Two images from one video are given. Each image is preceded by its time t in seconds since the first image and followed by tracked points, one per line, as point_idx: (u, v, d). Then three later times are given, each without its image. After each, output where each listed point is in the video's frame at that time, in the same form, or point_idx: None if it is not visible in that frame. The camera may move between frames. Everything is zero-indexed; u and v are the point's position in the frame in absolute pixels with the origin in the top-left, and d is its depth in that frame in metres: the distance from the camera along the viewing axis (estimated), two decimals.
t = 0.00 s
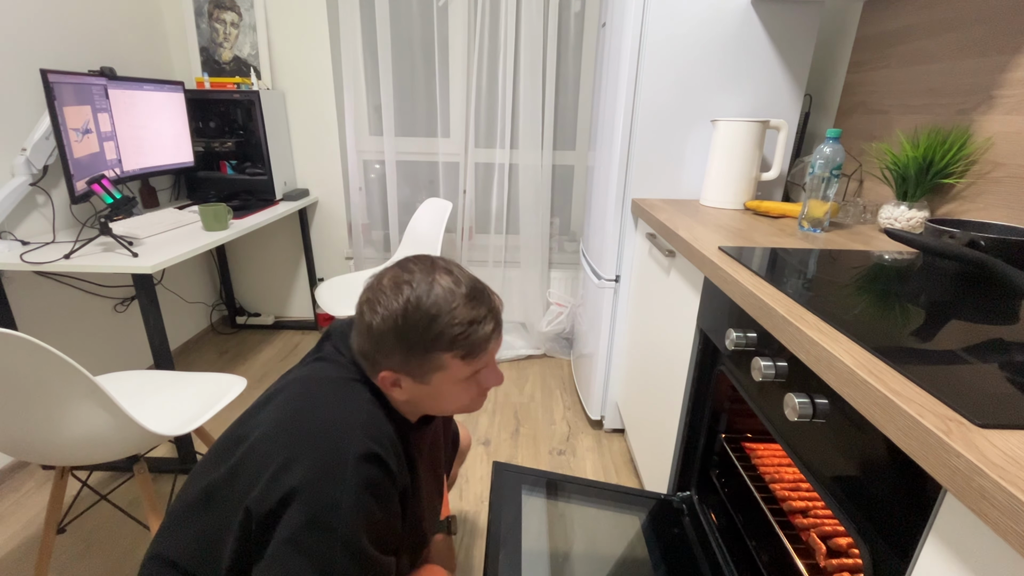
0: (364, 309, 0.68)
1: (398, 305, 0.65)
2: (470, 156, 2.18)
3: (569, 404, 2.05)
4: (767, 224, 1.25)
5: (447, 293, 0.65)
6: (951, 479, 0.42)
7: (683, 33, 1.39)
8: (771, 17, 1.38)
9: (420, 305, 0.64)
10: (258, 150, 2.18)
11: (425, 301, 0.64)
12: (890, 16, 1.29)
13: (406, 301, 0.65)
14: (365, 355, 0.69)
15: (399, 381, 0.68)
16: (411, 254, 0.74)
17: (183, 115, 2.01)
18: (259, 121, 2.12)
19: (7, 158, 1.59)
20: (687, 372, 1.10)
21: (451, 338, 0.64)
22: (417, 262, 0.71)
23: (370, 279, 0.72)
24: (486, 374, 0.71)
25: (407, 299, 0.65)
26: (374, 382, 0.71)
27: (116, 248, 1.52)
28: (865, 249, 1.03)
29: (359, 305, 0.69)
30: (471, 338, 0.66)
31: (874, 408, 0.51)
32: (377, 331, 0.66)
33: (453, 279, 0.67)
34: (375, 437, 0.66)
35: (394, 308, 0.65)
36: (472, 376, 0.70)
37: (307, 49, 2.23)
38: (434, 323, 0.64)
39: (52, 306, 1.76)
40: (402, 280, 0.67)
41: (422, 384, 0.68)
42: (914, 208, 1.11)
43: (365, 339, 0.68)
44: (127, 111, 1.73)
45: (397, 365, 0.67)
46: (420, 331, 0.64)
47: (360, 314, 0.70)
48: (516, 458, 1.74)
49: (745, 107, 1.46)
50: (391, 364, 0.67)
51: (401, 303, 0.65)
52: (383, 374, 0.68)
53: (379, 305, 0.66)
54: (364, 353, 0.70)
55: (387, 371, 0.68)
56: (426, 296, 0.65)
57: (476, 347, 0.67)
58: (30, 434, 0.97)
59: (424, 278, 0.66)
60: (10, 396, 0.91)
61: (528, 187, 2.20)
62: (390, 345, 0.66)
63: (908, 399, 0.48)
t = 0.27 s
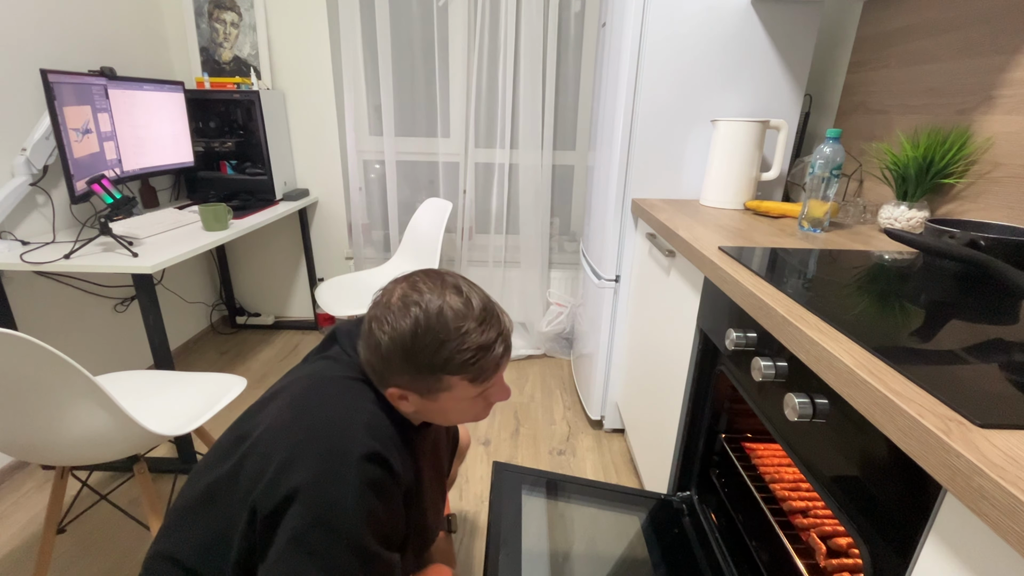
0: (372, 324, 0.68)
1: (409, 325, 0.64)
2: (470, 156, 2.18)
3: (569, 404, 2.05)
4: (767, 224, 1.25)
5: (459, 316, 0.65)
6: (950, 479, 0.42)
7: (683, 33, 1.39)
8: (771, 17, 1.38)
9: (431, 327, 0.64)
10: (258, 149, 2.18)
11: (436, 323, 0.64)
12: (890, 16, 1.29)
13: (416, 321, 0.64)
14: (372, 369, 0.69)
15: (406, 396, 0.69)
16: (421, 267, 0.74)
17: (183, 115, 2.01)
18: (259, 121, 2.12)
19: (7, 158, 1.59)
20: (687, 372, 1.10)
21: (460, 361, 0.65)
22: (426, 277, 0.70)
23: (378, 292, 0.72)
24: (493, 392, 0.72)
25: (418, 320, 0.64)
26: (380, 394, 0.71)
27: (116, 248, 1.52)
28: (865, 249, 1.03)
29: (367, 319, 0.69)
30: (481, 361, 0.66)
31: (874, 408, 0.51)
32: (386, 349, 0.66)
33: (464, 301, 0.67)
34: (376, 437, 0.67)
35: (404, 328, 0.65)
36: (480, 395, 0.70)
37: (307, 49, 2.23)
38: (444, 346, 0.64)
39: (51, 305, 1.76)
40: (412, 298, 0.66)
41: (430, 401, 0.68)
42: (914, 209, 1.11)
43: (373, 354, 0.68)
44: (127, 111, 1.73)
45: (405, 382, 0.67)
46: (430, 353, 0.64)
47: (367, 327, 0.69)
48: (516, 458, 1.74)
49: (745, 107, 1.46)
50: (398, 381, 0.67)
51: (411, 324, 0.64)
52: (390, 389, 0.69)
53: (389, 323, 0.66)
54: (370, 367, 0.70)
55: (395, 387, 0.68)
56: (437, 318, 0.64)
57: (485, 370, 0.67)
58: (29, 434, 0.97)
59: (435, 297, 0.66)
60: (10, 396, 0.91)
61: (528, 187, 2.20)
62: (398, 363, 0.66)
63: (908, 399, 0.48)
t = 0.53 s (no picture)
0: (377, 325, 0.68)
1: (414, 325, 0.64)
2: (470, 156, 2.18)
3: (569, 404, 2.05)
4: (767, 224, 1.25)
5: (463, 316, 0.65)
6: (950, 479, 0.42)
7: (683, 33, 1.39)
8: (771, 17, 1.38)
9: (436, 327, 0.64)
10: (258, 149, 2.18)
11: (441, 323, 0.64)
12: (890, 16, 1.29)
13: (421, 321, 0.64)
14: (377, 370, 0.69)
15: (411, 397, 0.69)
16: (426, 268, 0.74)
17: (183, 115, 2.01)
18: (259, 121, 2.12)
19: (7, 158, 1.59)
20: (687, 372, 1.10)
21: (465, 361, 0.65)
22: (430, 278, 0.70)
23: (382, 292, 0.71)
24: (497, 392, 0.72)
25: (423, 320, 0.64)
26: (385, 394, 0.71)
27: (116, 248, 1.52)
28: (865, 249, 1.03)
29: (372, 320, 0.69)
30: (486, 361, 0.66)
31: (874, 408, 0.51)
32: (391, 349, 0.66)
33: (469, 301, 0.67)
34: (383, 436, 0.66)
35: (409, 328, 0.65)
36: (484, 394, 0.70)
37: (307, 49, 2.23)
38: (449, 346, 0.64)
39: (51, 305, 1.76)
40: (416, 298, 0.66)
41: (434, 401, 0.68)
42: (914, 208, 1.11)
43: (378, 355, 0.68)
44: (127, 111, 1.73)
45: (410, 383, 0.67)
46: (435, 353, 0.64)
47: (371, 328, 0.69)
48: (516, 458, 1.74)
49: (745, 107, 1.46)
50: (403, 382, 0.67)
51: (416, 324, 0.64)
52: (394, 390, 0.68)
53: (394, 324, 0.66)
54: (375, 367, 0.70)
55: (400, 388, 0.68)
56: (442, 318, 0.64)
57: (489, 370, 0.67)
58: (30, 434, 0.97)
59: (440, 297, 0.66)
60: (10, 397, 0.91)
61: (528, 187, 2.20)
62: (403, 364, 0.66)
63: (908, 399, 0.48)
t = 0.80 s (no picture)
0: (382, 324, 0.68)
1: (418, 324, 0.64)
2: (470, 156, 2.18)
3: (569, 404, 2.05)
4: (767, 224, 1.25)
5: (468, 314, 0.65)
6: (950, 479, 0.42)
7: (683, 33, 1.39)
8: (771, 17, 1.38)
9: (441, 325, 0.64)
10: (258, 149, 2.18)
11: (446, 321, 0.64)
12: (890, 16, 1.29)
13: (426, 320, 0.64)
14: (383, 369, 0.69)
15: (417, 396, 0.69)
16: (429, 268, 0.74)
17: (183, 115, 2.01)
18: (259, 121, 2.12)
19: (7, 158, 1.59)
20: (687, 372, 1.10)
21: (470, 359, 0.65)
22: (435, 277, 0.70)
23: (388, 292, 0.72)
24: (502, 391, 0.72)
25: (428, 318, 0.64)
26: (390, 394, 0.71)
27: (116, 248, 1.52)
28: (865, 249, 1.03)
29: (377, 319, 0.69)
30: (490, 358, 0.66)
31: (874, 408, 0.51)
32: (397, 348, 0.66)
33: (474, 300, 0.67)
34: (386, 437, 0.67)
35: (414, 327, 0.65)
36: (489, 393, 0.70)
37: (307, 49, 2.23)
38: (454, 344, 0.64)
39: (51, 305, 1.75)
40: (421, 297, 0.66)
41: (440, 400, 0.68)
42: (914, 209, 1.11)
43: (383, 354, 0.68)
44: (127, 111, 1.73)
45: (415, 382, 0.67)
46: (440, 351, 0.64)
47: (377, 327, 0.69)
48: (516, 458, 1.74)
49: (745, 107, 1.46)
50: (408, 381, 0.67)
51: (421, 323, 0.64)
52: (400, 390, 0.68)
53: (398, 323, 0.66)
54: (380, 367, 0.70)
55: (405, 387, 0.68)
56: (446, 316, 0.65)
57: (494, 368, 0.67)
58: (30, 435, 0.97)
59: (444, 296, 0.66)
60: (10, 397, 0.91)
61: (528, 187, 2.20)
62: (409, 363, 0.66)
63: (908, 399, 0.48)
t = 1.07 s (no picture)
0: (382, 324, 0.68)
1: (418, 324, 0.64)
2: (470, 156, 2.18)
3: (569, 404, 2.05)
4: (767, 224, 1.25)
5: (467, 312, 0.65)
6: (950, 479, 0.42)
7: (683, 32, 1.39)
8: (771, 17, 1.38)
9: (440, 324, 0.64)
10: (258, 149, 2.18)
11: (445, 320, 0.64)
12: (890, 16, 1.29)
13: (425, 318, 0.64)
14: (384, 370, 0.70)
15: (418, 396, 0.69)
16: (428, 266, 0.74)
17: (183, 115, 2.01)
18: (259, 121, 2.12)
19: (7, 158, 1.59)
20: (687, 372, 1.10)
21: (471, 357, 0.65)
22: (433, 275, 0.70)
23: (387, 292, 0.72)
24: (503, 389, 0.72)
25: (426, 317, 0.64)
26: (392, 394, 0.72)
27: (116, 248, 1.52)
28: (865, 249, 1.03)
29: (376, 320, 0.69)
30: (491, 356, 0.66)
31: (874, 408, 0.51)
32: (396, 349, 0.66)
33: (472, 298, 0.67)
34: (386, 438, 0.66)
35: (413, 326, 0.65)
36: (490, 391, 0.70)
37: (307, 49, 2.23)
38: (454, 343, 0.64)
39: (51, 306, 1.75)
40: (419, 296, 0.66)
41: (441, 400, 0.69)
42: (914, 208, 1.11)
43: (383, 355, 0.68)
44: (127, 111, 1.73)
45: (416, 381, 0.67)
46: (440, 350, 0.64)
47: (376, 327, 0.70)
48: (516, 458, 1.74)
49: (745, 107, 1.46)
50: (409, 381, 0.67)
51: (420, 322, 0.64)
52: (401, 390, 0.69)
53: (397, 323, 0.66)
54: (382, 367, 0.70)
55: (406, 387, 0.68)
56: (445, 314, 0.65)
57: (495, 365, 0.67)
58: (29, 436, 0.97)
59: (442, 294, 0.66)
60: (10, 397, 0.91)
61: (528, 187, 2.20)
62: (409, 362, 0.66)
63: (907, 399, 0.48)
